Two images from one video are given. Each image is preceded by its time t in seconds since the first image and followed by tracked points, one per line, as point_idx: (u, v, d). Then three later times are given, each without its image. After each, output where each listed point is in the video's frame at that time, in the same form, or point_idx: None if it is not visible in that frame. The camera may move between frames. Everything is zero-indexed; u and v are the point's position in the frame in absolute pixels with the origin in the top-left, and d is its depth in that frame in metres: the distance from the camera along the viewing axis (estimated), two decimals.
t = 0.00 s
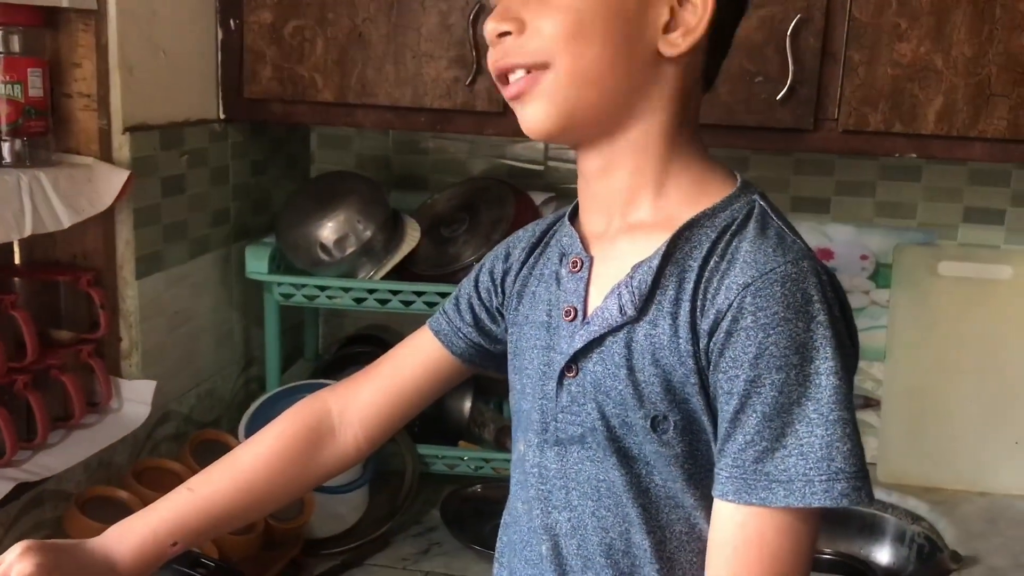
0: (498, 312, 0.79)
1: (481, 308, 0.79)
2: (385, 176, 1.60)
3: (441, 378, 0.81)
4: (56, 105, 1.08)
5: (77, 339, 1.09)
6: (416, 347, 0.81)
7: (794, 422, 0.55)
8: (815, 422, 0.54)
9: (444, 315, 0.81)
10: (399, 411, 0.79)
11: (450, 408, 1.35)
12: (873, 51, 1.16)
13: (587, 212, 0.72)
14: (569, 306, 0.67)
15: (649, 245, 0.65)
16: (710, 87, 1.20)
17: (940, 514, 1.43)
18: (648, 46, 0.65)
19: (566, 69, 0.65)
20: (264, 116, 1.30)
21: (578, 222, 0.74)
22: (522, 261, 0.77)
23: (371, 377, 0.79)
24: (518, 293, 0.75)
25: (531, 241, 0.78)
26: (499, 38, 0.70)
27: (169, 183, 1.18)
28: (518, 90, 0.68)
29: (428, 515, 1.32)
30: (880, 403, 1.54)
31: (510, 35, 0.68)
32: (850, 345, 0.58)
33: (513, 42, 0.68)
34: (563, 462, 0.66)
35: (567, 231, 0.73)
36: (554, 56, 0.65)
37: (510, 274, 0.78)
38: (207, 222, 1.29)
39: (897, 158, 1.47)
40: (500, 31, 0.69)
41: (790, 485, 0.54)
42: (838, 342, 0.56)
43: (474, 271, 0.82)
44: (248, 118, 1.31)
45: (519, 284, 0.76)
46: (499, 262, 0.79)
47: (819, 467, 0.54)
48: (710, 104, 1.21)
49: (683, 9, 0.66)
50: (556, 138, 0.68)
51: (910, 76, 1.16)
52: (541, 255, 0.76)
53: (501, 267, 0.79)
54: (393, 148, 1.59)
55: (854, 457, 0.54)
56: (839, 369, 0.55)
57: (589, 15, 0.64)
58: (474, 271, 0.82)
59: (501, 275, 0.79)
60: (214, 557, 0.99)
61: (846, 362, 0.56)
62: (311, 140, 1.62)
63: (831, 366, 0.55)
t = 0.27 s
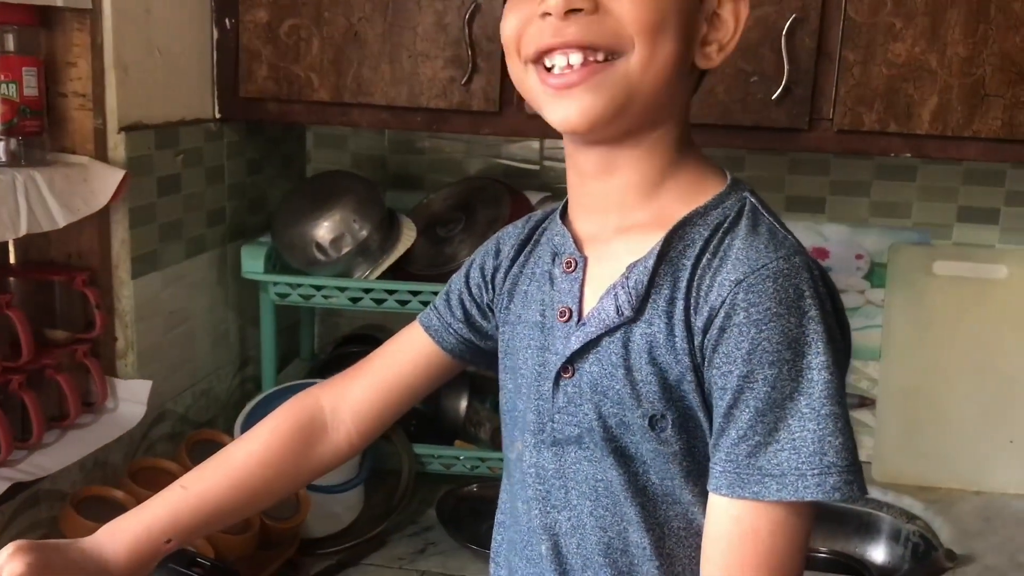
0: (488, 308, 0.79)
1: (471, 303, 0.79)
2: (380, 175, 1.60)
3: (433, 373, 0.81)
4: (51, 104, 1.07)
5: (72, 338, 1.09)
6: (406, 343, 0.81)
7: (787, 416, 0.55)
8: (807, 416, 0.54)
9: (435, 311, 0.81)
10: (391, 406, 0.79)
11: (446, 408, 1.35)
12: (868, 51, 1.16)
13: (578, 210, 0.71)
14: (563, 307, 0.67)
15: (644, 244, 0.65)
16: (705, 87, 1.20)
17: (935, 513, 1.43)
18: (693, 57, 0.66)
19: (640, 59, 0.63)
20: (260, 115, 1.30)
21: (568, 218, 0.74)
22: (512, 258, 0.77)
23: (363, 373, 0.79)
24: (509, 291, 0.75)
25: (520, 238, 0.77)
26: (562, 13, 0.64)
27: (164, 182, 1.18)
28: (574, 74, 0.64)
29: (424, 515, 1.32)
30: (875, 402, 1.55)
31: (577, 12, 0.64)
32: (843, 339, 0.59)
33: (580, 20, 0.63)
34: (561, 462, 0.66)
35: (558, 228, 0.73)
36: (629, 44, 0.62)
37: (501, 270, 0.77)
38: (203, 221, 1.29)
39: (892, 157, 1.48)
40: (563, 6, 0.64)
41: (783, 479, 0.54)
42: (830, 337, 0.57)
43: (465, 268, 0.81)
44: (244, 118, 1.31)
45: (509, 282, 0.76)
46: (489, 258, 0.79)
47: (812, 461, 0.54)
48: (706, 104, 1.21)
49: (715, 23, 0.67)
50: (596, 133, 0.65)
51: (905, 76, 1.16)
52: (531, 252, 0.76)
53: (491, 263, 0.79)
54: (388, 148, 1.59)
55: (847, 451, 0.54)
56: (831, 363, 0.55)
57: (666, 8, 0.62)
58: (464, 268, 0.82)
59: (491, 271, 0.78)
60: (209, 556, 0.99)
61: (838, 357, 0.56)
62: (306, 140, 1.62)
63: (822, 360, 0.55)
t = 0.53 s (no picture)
0: (494, 311, 0.79)
1: (477, 306, 0.79)
2: (383, 177, 1.60)
3: (437, 375, 0.81)
4: (55, 106, 1.08)
5: (76, 340, 1.09)
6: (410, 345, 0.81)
7: (800, 421, 0.55)
8: (821, 421, 0.54)
9: (441, 314, 0.81)
10: (396, 409, 0.79)
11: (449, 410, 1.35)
12: (872, 53, 1.16)
13: (588, 214, 0.71)
14: (573, 312, 0.67)
15: (653, 250, 0.65)
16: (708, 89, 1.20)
17: (938, 516, 1.43)
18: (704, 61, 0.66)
19: (651, 66, 0.63)
20: (263, 117, 1.30)
21: (577, 223, 0.74)
22: (518, 261, 0.77)
23: (367, 376, 0.79)
24: (516, 295, 0.75)
25: (526, 242, 0.77)
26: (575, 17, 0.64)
27: (168, 184, 1.18)
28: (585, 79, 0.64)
29: (427, 517, 1.32)
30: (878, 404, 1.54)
31: (592, 17, 0.64)
32: (854, 344, 0.59)
33: (592, 26, 0.63)
34: (571, 467, 0.66)
35: (567, 232, 0.73)
36: (641, 51, 0.63)
37: (507, 274, 0.77)
38: (206, 223, 1.29)
39: (895, 160, 1.48)
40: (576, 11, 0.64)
41: (797, 484, 0.54)
42: (843, 342, 0.56)
43: (470, 270, 0.81)
44: (247, 120, 1.31)
45: (516, 285, 0.75)
46: (495, 261, 0.79)
47: (826, 466, 0.54)
48: (709, 106, 1.21)
49: (726, 26, 0.67)
50: (605, 137, 0.65)
51: (909, 79, 1.16)
52: (538, 256, 0.76)
53: (497, 267, 0.79)
54: (391, 150, 1.59)
55: (861, 456, 0.54)
56: (845, 368, 0.55)
57: (678, 16, 0.63)
58: (470, 271, 0.81)
59: (497, 274, 0.78)
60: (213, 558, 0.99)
61: (851, 362, 0.56)
62: (309, 142, 1.62)
63: (836, 366, 0.55)
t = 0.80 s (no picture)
0: (505, 328, 0.79)
1: (489, 323, 0.80)
2: (391, 191, 1.61)
3: (448, 392, 0.81)
4: (67, 121, 1.09)
5: (86, 353, 1.09)
6: (421, 362, 0.81)
7: (812, 440, 0.55)
8: (832, 441, 0.55)
9: (452, 331, 0.81)
10: (407, 425, 0.80)
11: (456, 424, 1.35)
12: (878, 70, 1.17)
13: (600, 232, 0.72)
14: (584, 330, 0.67)
15: (665, 269, 0.65)
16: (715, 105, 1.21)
17: (944, 531, 1.43)
18: (712, 82, 0.66)
19: (658, 91, 0.63)
20: (273, 132, 1.31)
21: (588, 241, 0.75)
22: (530, 279, 0.77)
23: (379, 392, 0.80)
24: (528, 312, 0.76)
25: (537, 260, 0.78)
26: (584, 41, 0.64)
27: (178, 198, 1.19)
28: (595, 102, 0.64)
29: (434, 530, 1.32)
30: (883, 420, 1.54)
31: (600, 40, 0.64)
32: (864, 364, 0.59)
33: (601, 50, 0.64)
34: (581, 485, 0.67)
35: (578, 251, 0.73)
36: (650, 74, 0.63)
37: (519, 292, 0.78)
38: (215, 236, 1.30)
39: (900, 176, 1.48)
40: (585, 34, 0.64)
41: (808, 503, 0.55)
42: (853, 362, 0.57)
43: (481, 288, 0.82)
44: (256, 135, 1.32)
45: (528, 303, 0.76)
46: (507, 279, 0.79)
47: (837, 485, 0.54)
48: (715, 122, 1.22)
49: (735, 48, 0.68)
50: (615, 158, 0.66)
51: (915, 96, 1.17)
52: (550, 274, 0.76)
53: (509, 284, 0.79)
54: (399, 165, 1.60)
55: (871, 475, 0.55)
56: (856, 388, 0.56)
57: (682, 41, 0.63)
58: (480, 288, 0.82)
59: (509, 292, 0.79)
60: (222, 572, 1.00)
61: (862, 382, 0.57)
62: (317, 156, 1.63)
63: (848, 386, 0.55)
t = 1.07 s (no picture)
0: (500, 368, 0.79)
1: (484, 364, 0.80)
2: (389, 222, 1.61)
3: (445, 433, 0.81)
4: (67, 155, 1.09)
5: (82, 386, 1.09)
6: (418, 402, 0.81)
7: (802, 489, 0.55)
8: (822, 489, 0.55)
9: (448, 371, 0.81)
10: (403, 466, 0.79)
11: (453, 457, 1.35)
12: (875, 107, 1.18)
13: (596, 274, 0.72)
14: (577, 373, 0.68)
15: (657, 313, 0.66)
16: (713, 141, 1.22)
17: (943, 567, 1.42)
18: (703, 132, 0.67)
19: (643, 144, 0.64)
20: (272, 165, 1.31)
21: (583, 283, 0.75)
22: (524, 320, 0.77)
23: (376, 432, 0.80)
24: (522, 354, 0.76)
25: (532, 300, 0.78)
26: (575, 92, 0.64)
27: (177, 230, 1.19)
28: (586, 152, 0.65)
29: (429, 564, 1.31)
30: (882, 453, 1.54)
31: (592, 92, 0.64)
32: (855, 411, 0.59)
33: (592, 102, 0.64)
34: (572, 530, 0.66)
35: (573, 292, 0.73)
36: (642, 123, 0.64)
37: (514, 332, 0.78)
38: (213, 268, 1.30)
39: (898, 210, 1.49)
40: (576, 85, 0.64)
41: (798, 553, 0.55)
42: (844, 409, 0.57)
43: (476, 327, 0.82)
44: (256, 167, 1.32)
45: (522, 344, 0.76)
46: (501, 319, 0.79)
47: (826, 535, 0.54)
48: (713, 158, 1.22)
49: (728, 99, 0.68)
50: (608, 205, 0.66)
51: (912, 133, 1.17)
52: (544, 315, 0.76)
53: (504, 324, 0.79)
54: (398, 196, 1.60)
55: (861, 524, 0.55)
56: (845, 436, 0.56)
57: (670, 97, 0.64)
58: (475, 328, 0.82)
59: (504, 332, 0.79)
60: None
61: (852, 430, 0.57)
62: (316, 187, 1.63)
63: (837, 435, 0.55)
